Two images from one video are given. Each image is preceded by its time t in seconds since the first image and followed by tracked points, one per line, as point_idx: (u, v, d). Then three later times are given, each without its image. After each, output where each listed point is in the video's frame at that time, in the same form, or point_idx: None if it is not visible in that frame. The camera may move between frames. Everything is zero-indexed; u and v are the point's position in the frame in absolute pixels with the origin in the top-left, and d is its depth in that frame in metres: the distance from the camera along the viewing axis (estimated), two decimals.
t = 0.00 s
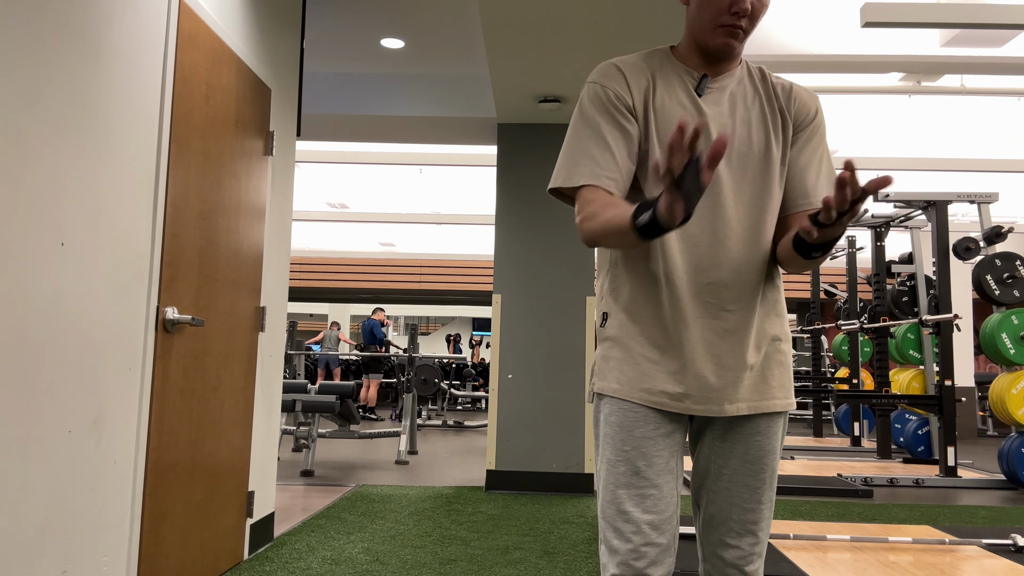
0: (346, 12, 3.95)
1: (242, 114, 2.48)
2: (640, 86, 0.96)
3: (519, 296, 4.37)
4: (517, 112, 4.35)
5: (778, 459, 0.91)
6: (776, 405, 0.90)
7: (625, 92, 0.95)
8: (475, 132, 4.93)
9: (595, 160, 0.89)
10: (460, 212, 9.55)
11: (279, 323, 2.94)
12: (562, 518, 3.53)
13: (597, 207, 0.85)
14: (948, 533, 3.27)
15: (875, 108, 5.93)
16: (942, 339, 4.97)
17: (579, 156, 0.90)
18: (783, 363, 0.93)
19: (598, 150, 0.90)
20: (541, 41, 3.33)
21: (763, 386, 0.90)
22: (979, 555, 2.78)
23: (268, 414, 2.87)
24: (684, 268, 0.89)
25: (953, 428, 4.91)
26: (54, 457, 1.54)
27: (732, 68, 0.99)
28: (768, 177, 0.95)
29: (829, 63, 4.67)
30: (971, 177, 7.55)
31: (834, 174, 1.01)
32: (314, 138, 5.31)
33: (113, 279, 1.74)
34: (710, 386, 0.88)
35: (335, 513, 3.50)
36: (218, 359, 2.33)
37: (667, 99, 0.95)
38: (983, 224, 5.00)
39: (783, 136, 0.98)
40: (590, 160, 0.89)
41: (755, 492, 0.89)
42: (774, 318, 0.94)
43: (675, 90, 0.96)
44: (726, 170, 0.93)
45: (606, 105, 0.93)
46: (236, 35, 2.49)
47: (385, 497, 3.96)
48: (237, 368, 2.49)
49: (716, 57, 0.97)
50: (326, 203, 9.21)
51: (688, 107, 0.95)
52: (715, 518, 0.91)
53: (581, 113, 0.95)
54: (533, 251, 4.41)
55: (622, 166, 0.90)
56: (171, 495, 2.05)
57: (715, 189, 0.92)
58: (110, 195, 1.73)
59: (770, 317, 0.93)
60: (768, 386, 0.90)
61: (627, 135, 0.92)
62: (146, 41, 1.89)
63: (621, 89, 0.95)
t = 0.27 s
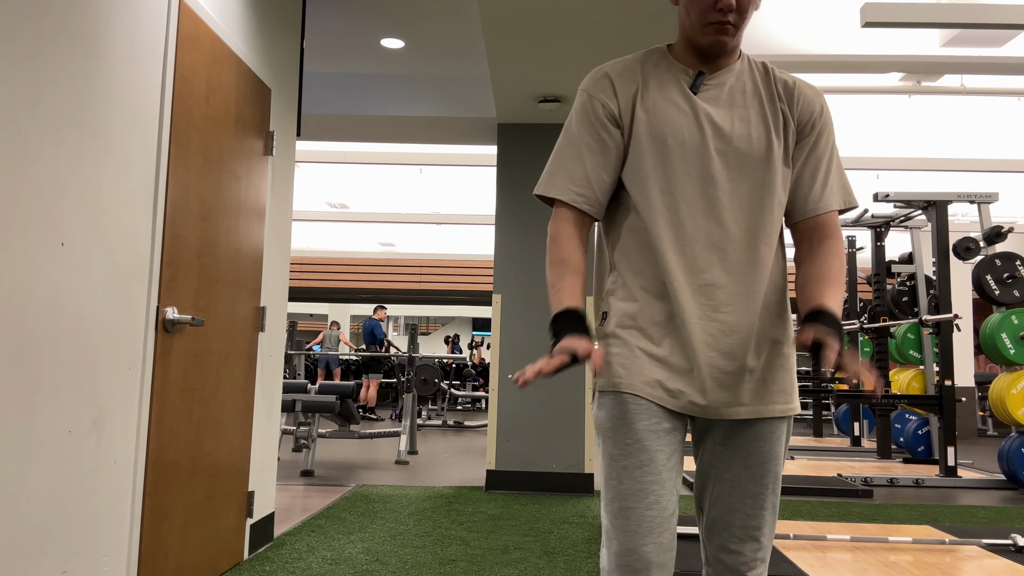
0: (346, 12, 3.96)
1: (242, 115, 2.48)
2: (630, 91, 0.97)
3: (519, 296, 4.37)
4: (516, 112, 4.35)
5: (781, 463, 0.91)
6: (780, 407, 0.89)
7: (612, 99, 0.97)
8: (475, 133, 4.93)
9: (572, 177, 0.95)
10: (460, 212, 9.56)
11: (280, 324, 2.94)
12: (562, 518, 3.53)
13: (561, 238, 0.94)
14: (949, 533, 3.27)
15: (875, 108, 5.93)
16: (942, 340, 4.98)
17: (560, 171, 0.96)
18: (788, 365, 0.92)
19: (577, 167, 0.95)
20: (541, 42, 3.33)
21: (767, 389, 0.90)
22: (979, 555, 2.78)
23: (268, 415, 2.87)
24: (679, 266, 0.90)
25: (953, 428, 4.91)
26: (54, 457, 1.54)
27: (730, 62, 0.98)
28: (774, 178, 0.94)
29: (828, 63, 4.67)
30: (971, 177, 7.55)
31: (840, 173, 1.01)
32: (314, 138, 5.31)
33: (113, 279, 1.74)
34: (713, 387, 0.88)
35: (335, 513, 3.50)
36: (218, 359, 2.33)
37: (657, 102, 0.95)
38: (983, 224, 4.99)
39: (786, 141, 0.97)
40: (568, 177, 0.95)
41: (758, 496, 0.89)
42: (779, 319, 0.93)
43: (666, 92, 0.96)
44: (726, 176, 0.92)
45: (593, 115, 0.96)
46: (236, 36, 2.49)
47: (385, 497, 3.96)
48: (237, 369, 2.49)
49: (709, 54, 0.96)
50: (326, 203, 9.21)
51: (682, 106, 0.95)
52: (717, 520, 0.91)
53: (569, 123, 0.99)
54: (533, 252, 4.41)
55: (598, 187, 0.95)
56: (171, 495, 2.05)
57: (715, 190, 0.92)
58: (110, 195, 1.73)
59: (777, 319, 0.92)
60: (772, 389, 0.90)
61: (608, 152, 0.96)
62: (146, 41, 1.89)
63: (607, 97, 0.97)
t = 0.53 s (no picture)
0: (346, 12, 3.96)
1: (242, 115, 2.48)
2: (593, 92, 0.90)
3: (518, 296, 4.37)
4: (516, 112, 4.35)
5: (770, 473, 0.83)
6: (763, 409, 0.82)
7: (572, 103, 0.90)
8: (475, 133, 4.93)
9: (540, 193, 0.91)
10: (460, 211, 9.56)
11: (280, 324, 2.94)
12: (561, 518, 3.53)
13: (537, 252, 0.91)
14: (949, 533, 3.27)
15: (875, 108, 5.93)
16: (942, 340, 4.97)
17: (527, 185, 0.91)
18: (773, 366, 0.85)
19: (543, 180, 0.91)
20: (541, 42, 3.33)
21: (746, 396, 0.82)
22: (979, 556, 2.78)
23: (268, 415, 2.87)
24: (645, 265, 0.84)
25: (953, 428, 4.91)
26: (54, 457, 1.54)
27: (703, 43, 0.89)
28: (750, 167, 0.84)
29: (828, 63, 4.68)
30: (971, 177, 7.56)
31: (834, 151, 0.89)
32: (314, 138, 5.31)
33: (114, 279, 1.75)
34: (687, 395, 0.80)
35: (335, 513, 3.50)
36: (218, 359, 2.33)
37: (619, 98, 0.88)
38: (983, 224, 4.99)
39: (762, 123, 0.87)
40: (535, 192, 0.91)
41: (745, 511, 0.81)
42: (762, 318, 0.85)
43: (628, 86, 0.88)
44: (690, 168, 0.84)
45: (555, 123, 0.91)
46: (237, 35, 2.49)
47: (385, 497, 3.96)
48: (237, 369, 2.49)
49: (677, 41, 0.89)
50: (326, 203, 9.21)
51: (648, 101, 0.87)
52: (701, 538, 0.83)
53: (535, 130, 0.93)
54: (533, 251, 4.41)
55: (567, 198, 0.92)
56: (172, 495, 2.05)
57: (685, 181, 0.84)
58: (110, 195, 1.73)
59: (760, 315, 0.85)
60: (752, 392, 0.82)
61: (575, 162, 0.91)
62: (146, 42, 1.89)
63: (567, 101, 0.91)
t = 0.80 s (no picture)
0: (346, 12, 3.96)
1: (242, 115, 2.48)
2: (562, 64, 0.86)
3: (518, 296, 4.37)
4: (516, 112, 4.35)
5: (775, 468, 0.74)
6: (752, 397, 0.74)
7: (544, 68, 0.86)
8: (475, 133, 4.93)
9: (511, 154, 0.81)
10: (460, 211, 9.56)
11: (280, 324, 2.94)
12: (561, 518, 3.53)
13: (525, 209, 0.78)
14: (949, 533, 3.27)
15: (876, 108, 5.94)
16: (942, 340, 4.97)
17: (494, 146, 0.82)
18: (762, 360, 0.78)
19: (513, 141, 0.82)
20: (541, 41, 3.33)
21: (723, 386, 0.74)
22: (979, 556, 2.78)
23: (268, 415, 2.87)
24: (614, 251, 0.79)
25: (953, 428, 4.91)
26: (55, 457, 1.54)
27: (676, 20, 0.85)
28: (717, 142, 0.77)
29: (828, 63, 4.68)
30: (971, 177, 7.56)
31: (806, 122, 0.79)
32: (314, 138, 5.31)
33: (114, 280, 1.75)
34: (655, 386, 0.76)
35: (334, 513, 3.50)
36: (218, 359, 2.33)
37: (588, 68, 0.84)
38: (983, 224, 4.99)
39: (732, 98, 0.80)
40: (505, 153, 0.82)
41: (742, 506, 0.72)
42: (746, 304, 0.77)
43: (597, 57, 0.84)
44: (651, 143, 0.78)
45: (524, 89, 0.85)
46: (237, 35, 2.49)
47: (385, 497, 3.96)
48: (237, 369, 2.48)
49: (649, 14, 0.85)
50: (326, 203, 9.21)
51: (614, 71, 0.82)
52: (696, 543, 0.75)
53: (505, 95, 0.87)
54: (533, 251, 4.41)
55: (540, 162, 0.82)
56: (172, 495, 2.05)
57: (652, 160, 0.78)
58: (110, 195, 1.73)
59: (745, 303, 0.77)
60: (739, 381, 0.74)
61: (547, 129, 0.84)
62: (147, 43, 1.89)
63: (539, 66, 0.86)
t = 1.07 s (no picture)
0: (346, 12, 3.95)
1: (242, 115, 2.48)
2: (561, 40, 0.83)
3: (518, 295, 4.37)
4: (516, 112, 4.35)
5: (791, 470, 0.67)
6: (767, 394, 0.69)
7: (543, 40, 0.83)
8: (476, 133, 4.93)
9: (507, 131, 0.78)
10: (460, 211, 9.56)
11: (280, 324, 2.94)
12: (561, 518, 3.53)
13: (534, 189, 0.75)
14: (949, 533, 3.27)
15: (876, 109, 5.94)
16: (942, 340, 4.97)
17: (489, 125, 0.79)
18: (776, 354, 0.73)
19: (508, 118, 0.79)
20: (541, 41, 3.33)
21: (730, 380, 0.70)
22: (979, 556, 2.78)
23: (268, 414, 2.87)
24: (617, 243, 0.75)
25: (953, 428, 4.91)
26: (55, 457, 1.54)
27: None
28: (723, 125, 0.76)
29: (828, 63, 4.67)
30: (971, 177, 7.55)
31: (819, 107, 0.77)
32: (314, 138, 5.31)
33: (114, 280, 1.75)
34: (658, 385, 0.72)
35: (334, 513, 3.50)
36: (218, 359, 2.33)
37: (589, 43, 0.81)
38: (982, 224, 4.99)
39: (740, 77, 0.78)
40: (500, 130, 0.79)
41: (742, 504, 0.66)
42: (757, 295, 0.74)
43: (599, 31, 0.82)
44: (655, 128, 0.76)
45: (520, 64, 0.82)
46: (237, 35, 2.49)
47: (385, 497, 3.96)
48: (237, 368, 2.48)
49: None
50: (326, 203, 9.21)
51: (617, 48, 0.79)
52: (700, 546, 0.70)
53: (497, 70, 0.84)
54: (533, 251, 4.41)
55: (541, 139, 0.80)
56: (172, 496, 2.05)
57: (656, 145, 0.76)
58: (110, 195, 1.73)
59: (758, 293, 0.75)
60: (750, 375, 0.70)
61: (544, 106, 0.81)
62: (147, 42, 1.89)
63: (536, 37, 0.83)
